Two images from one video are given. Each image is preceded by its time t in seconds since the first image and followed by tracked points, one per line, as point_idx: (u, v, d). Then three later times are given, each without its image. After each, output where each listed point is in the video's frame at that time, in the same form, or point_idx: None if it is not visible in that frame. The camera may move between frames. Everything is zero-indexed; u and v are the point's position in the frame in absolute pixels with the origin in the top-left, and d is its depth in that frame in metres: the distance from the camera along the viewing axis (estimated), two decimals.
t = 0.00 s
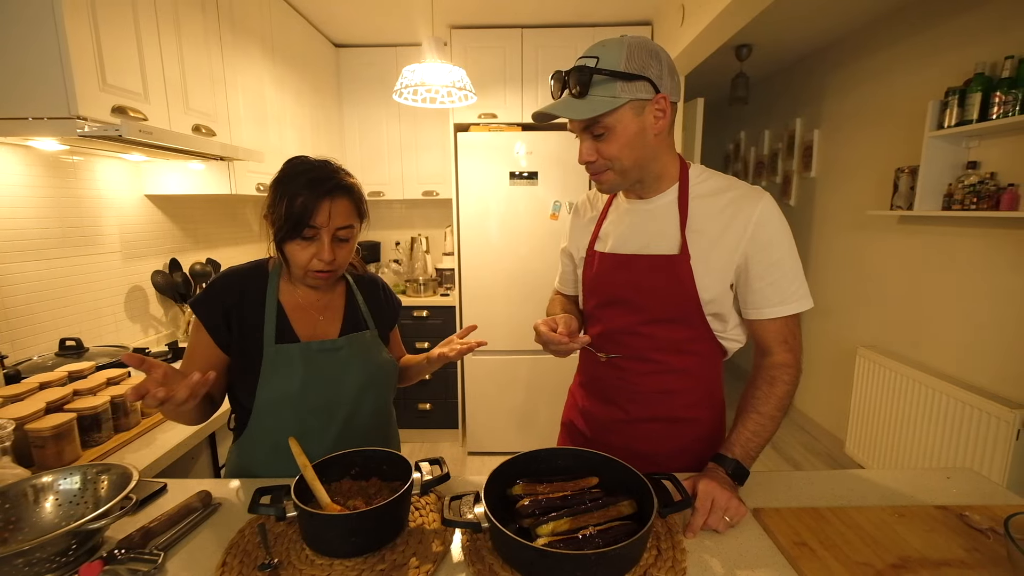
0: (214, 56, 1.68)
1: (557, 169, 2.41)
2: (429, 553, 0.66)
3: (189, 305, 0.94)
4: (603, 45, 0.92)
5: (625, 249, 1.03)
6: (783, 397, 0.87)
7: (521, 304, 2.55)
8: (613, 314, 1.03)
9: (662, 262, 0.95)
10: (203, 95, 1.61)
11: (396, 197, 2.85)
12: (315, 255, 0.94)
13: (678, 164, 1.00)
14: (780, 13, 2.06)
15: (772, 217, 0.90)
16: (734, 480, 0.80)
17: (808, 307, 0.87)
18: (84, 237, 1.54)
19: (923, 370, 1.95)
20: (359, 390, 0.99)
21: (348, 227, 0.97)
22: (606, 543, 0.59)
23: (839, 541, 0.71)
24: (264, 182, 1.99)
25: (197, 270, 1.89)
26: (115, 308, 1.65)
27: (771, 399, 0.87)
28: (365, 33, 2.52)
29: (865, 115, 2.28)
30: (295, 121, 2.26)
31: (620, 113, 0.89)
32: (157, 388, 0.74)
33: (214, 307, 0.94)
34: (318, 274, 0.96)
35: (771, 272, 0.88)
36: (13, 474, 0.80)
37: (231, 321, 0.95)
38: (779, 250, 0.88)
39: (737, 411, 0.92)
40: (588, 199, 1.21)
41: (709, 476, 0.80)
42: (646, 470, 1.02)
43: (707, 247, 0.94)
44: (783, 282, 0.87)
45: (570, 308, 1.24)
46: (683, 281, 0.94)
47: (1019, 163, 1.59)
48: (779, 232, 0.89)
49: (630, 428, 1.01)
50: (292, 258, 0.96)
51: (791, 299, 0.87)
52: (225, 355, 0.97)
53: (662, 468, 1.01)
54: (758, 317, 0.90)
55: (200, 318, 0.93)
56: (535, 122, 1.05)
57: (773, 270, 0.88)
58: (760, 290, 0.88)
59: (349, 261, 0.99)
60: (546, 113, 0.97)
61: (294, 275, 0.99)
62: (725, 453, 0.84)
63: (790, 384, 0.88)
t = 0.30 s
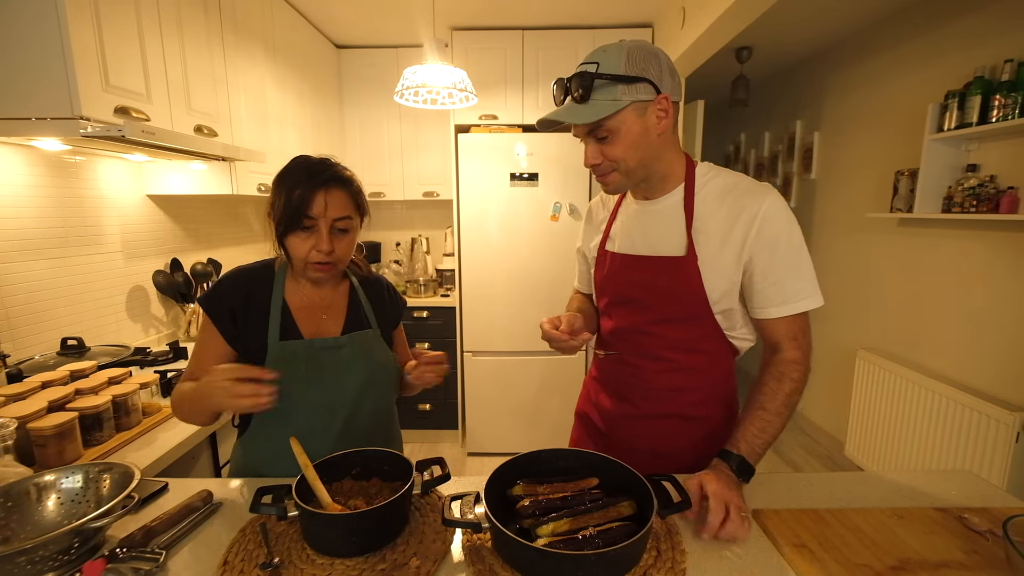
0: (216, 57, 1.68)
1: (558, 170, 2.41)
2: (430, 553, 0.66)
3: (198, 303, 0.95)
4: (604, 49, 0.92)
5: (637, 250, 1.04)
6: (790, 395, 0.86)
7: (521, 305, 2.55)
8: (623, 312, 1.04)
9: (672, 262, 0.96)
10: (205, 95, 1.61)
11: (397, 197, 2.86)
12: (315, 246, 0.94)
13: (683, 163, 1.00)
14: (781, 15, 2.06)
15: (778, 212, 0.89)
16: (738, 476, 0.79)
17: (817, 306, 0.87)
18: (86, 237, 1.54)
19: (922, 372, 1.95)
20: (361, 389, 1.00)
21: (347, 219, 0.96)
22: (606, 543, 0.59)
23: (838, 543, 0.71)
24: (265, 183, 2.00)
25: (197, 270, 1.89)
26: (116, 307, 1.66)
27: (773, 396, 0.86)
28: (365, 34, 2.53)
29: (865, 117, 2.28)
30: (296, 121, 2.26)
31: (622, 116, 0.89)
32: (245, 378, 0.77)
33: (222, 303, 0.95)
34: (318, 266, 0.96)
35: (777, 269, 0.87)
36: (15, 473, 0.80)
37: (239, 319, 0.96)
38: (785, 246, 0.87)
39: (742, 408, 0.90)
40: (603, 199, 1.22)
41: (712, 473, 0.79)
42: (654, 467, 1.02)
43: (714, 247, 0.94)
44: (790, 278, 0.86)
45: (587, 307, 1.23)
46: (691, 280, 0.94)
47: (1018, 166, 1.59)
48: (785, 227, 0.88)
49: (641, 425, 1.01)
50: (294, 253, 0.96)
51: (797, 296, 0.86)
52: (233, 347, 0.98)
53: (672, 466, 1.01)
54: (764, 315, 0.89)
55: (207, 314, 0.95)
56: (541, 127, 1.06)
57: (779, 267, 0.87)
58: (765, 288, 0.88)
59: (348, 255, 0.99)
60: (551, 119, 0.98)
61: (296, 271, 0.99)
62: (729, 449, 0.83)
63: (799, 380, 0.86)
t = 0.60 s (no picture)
0: (218, 57, 1.69)
1: (558, 171, 2.42)
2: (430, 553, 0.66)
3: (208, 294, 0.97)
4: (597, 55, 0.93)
5: (620, 248, 1.05)
6: (784, 408, 0.78)
7: (521, 306, 2.55)
8: (606, 311, 1.04)
9: (650, 260, 0.96)
10: (207, 95, 1.62)
11: (397, 198, 2.86)
12: (323, 232, 0.95)
13: (669, 167, 1.00)
14: (782, 18, 2.07)
15: (752, 213, 0.86)
16: (751, 506, 0.72)
17: (788, 309, 0.81)
18: (87, 236, 1.54)
19: (921, 375, 1.95)
20: (359, 383, 1.00)
21: (350, 205, 0.98)
22: (605, 544, 0.60)
23: (837, 544, 0.71)
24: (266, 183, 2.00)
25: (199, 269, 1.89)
26: (117, 306, 1.66)
27: (771, 404, 0.78)
28: (367, 35, 2.53)
29: (865, 120, 2.29)
30: (298, 121, 2.27)
31: (617, 118, 0.90)
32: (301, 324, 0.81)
33: (235, 286, 0.97)
34: (328, 253, 0.96)
35: (745, 270, 0.83)
36: (16, 471, 0.81)
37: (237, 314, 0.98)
38: (757, 246, 0.83)
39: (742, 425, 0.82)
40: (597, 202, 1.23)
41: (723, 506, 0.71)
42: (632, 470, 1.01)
43: (692, 245, 0.93)
44: (759, 281, 0.81)
45: (578, 308, 1.23)
46: (668, 279, 0.94)
47: (1017, 170, 1.59)
48: (759, 228, 0.84)
49: (617, 424, 1.01)
50: (298, 242, 0.96)
51: (766, 298, 0.81)
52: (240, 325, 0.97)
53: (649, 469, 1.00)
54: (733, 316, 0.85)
55: (223, 304, 0.96)
56: (537, 130, 1.07)
57: (747, 267, 0.83)
58: (733, 288, 0.84)
59: (354, 240, 1.00)
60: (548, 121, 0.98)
61: (303, 262, 0.99)
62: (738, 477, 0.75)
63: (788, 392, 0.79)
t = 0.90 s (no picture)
0: (220, 58, 1.70)
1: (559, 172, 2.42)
2: (432, 553, 0.67)
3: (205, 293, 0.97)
4: (581, 66, 0.95)
5: (605, 254, 1.04)
6: (771, 428, 0.76)
7: (521, 307, 2.55)
8: (593, 313, 1.04)
9: (632, 265, 0.96)
10: (209, 97, 1.62)
11: (398, 199, 2.87)
12: (319, 233, 0.95)
13: (654, 172, 1.00)
14: (782, 19, 2.07)
15: (731, 209, 0.85)
16: (750, 517, 0.70)
17: (770, 307, 0.79)
18: (90, 238, 1.55)
19: (922, 376, 1.95)
20: (357, 382, 1.01)
21: (344, 206, 0.99)
22: (607, 544, 0.60)
23: (838, 544, 0.71)
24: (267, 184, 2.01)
25: (200, 270, 1.90)
26: (120, 308, 1.67)
27: (760, 417, 0.76)
28: (368, 36, 2.53)
29: (866, 120, 2.29)
30: (299, 122, 2.27)
31: (598, 128, 0.91)
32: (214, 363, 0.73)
33: (229, 287, 0.98)
34: (324, 253, 0.97)
35: (723, 267, 0.82)
36: (21, 472, 0.81)
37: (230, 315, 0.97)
38: (735, 243, 0.82)
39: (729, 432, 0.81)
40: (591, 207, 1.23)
41: (722, 518, 0.70)
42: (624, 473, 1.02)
43: (673, 248, 0.92)
44: (737, 278, 0.80)
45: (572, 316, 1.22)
46: (649, 284, 0.93)
47: (1018, 170, 1.60)
48: (739, 225, 0.83)
49: (601, 423, 1.03)
50: (295, 244, 0.96)
51: (745, 296, 0.79)
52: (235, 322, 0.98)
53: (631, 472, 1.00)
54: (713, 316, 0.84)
55: (217, 302, 0.96)
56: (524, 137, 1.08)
57: (725, 265, 0.82)
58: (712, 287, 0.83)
59: (350, 241, 1.01)
60: (531, 130, 1.00)
61: (299, 264, 1.00)
62: (732, 488, 0.74)
63: (775, 408, 0.77)
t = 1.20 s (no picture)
0: (220, 59, 1.70)
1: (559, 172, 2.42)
2: (434, 551, 0.67)
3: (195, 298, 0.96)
4: (581, 64, 0.94)
5: (604, 256, 1.03)
6: (769, 426, 0.75)
7: (522, 307, 2.56)
8: (596, 314, 1.05)
9: (631, 269, 0.95)
10: (209, 97, 1.63)
11: (398, 199, 2.87)
12: (313, 233, 0.95)
13: (653, 171, 0.99)
14: (783, 18, 2.07)
15: (726, 194, 0.83)
16: (750, 519, 0.70)
17: (774, 292, 0.76)
18: (91, 239, 1.55)
19: (923, 374, 1.95)
20: (358, 382, 1.01)
21: (342, 207, 0.98)
22: (608, 542, 0.60)
23: (839, 543, 0.71)
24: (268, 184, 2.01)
25: (201, 270, 1.90)
26: (121, 308, 1.67)
27: (759, 413, 0.75)
28: (368, 36, 2.53)
29: (866, 119, 2.29)
30: (299, 122, 2.27)
31: (588, 131, 0.92)
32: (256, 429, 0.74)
33: (220, 291, 0.96)
34: (318, 253, 0.96)
35: (718, 254, 0.80)
36: (24, 472, 0.81)
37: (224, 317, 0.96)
38: (731, 228, 0.80)
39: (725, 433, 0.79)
40: (593, 207, 1.22)
41: (722, 521, 0.71)
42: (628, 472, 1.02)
43: (670, 245, 0.91)
44: (733, 263, 0.78)
45: (577, 319, 1.21)
46: (648, 286, 0.93)
47: (1018, 169, 1.60)
48: (735, 209, 0.81)
49: (602, 421, 1.04)
50: (291, 242, 0.96)
51: (742, 281, 0.77)
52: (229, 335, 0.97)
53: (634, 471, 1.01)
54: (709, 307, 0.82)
55: (208, 309, 0.95)
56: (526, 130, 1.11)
57: (720, 251, 0.80)
58: (707, 276, 0.82)
59: (346, 242, 1.01)
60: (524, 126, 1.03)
61: (293, 263, 1.00)
62: (730, 489, 0.74)
63: (773, 406, 0.76)
